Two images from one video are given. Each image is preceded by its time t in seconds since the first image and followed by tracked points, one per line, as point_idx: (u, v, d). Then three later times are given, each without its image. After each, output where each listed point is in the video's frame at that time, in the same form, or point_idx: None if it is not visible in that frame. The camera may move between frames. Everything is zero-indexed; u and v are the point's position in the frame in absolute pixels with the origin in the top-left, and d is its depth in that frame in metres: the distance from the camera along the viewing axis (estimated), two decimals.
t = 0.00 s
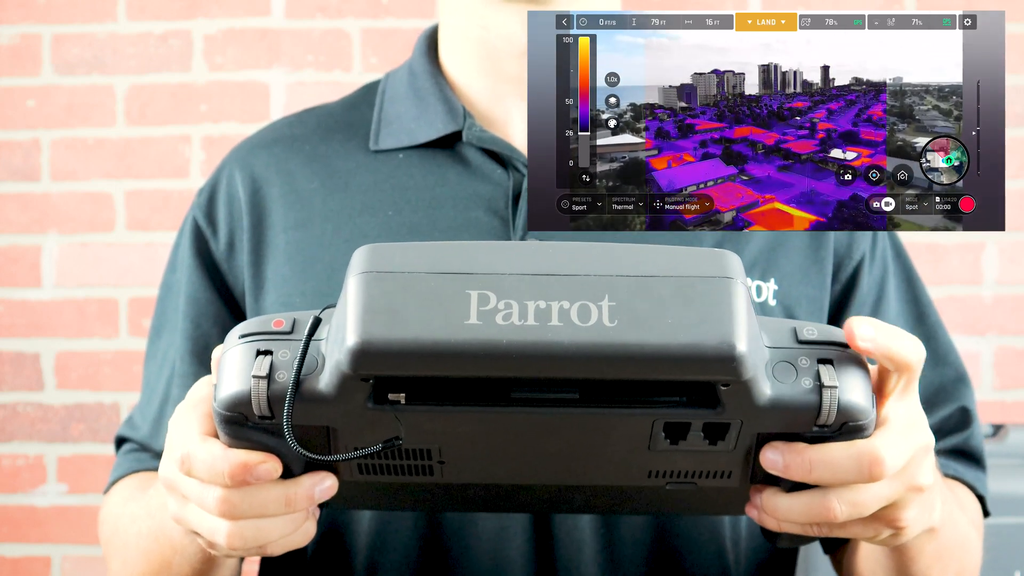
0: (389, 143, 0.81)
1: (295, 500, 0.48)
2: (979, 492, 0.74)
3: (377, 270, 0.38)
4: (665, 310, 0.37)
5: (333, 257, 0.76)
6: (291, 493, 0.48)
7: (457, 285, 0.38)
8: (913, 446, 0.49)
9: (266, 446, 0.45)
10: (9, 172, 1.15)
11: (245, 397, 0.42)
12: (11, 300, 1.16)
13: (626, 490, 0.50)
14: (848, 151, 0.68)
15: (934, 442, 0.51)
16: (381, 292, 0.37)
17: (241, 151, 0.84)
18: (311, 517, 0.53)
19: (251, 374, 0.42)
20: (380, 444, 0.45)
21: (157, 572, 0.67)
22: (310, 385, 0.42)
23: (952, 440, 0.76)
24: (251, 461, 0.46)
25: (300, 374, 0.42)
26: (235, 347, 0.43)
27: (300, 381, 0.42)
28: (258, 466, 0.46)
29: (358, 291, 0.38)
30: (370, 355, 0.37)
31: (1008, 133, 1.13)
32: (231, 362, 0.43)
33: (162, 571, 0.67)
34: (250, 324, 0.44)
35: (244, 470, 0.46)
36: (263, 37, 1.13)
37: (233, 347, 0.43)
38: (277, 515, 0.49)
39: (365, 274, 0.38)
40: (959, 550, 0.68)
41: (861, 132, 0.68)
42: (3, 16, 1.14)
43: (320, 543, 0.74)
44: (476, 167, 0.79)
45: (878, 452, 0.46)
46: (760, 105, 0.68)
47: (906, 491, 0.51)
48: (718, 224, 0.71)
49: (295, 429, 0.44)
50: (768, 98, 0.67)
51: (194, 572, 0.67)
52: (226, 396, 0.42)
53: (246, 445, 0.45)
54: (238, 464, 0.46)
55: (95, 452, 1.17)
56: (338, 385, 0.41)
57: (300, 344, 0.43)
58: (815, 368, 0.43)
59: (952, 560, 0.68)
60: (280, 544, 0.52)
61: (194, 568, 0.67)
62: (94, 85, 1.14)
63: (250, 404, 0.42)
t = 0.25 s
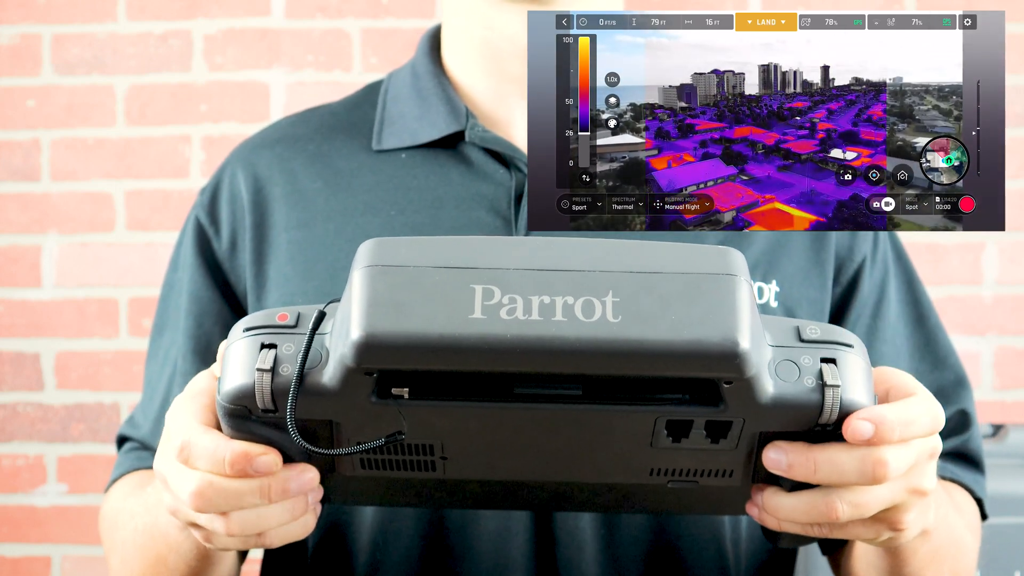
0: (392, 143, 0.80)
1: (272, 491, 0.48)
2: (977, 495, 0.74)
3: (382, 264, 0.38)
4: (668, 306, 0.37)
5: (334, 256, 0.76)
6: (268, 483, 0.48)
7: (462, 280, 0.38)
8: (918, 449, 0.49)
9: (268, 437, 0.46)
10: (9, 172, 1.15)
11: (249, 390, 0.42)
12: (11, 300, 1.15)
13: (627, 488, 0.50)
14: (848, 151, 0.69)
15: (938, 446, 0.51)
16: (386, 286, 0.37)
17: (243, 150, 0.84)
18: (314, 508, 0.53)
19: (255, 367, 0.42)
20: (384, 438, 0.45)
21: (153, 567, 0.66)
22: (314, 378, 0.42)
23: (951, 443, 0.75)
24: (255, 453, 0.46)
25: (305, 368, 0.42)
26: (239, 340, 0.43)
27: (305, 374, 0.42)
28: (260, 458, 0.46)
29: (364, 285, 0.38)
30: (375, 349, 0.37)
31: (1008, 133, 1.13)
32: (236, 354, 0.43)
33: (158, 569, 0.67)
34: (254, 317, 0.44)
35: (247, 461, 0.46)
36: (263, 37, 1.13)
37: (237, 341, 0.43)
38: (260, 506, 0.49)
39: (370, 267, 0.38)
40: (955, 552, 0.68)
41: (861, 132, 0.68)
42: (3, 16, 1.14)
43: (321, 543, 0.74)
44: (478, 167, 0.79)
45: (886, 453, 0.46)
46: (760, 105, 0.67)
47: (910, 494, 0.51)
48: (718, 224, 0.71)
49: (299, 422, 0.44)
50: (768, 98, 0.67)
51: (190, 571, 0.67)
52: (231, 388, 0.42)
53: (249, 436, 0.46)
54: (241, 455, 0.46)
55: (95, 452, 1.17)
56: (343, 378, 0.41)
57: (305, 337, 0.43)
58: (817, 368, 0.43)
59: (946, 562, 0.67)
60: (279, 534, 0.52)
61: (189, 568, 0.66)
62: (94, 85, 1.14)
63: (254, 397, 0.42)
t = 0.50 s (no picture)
0: (394, 142, 0.80)
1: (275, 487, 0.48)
2: (976, 496, 0.74)
3: (386, 268, 0.38)
4: (672, 309, 0.37)
5: (337, 255, 0.76)
6: (270, 478, 0.48)
7: (465, 283, 0.38)
8: (919, 449, 0.49)
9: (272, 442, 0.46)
10: (9, 172, 1.15)
11: (254, 393, 0.42)
12: (11, 300, 1.15)
13: (629, 487, 0.50)
14: (848, 151, 0.69)
15: (939, 446, 0.51)
16: (390, 290, 0.37)
17: (245, 149, 0.84)
18: (315, 510, 0.53)
19: (260, 370, 0.42)
20: (390, 440, 0.45)
21: (147, 568, 0.67)
22: (319, 381, 0.42)
23: (951, 443, 0.75)
24: (235, 447, 0.45)
25: (309, 370, 0.42)
26: (244, 343, 0.44)
27: (309, 377, 0.42)
28: (238, 452, 0.45)
29: (368, 289, 0.38)
30: (378, 353, 0.37)
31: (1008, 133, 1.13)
32: (240, 358, 0.43)
33: (151, 569, 0.67)
34: (259, 320, 0.44)
35: (228, 458, 0.45)
36: (263, 37, 1.13)
37: (241, 343, 0.44)
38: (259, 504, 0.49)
39: (375, 271, 0.38)
40: (954, 552, 0.68)
41: (861, 132, 0.68)
42: (3, 16, 1.14)
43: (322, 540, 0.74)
44: (481, 167, 0.79)
45: (887, 452, 0.46)
46: (760, 105, 0.67)
47: (911, 493, 0.51)
48: (718, 224, 0.71)
49: (304, 424, 0.44)
50: (768, 98, 0.67)
51: (183, 570, 0.67)
52: (235, 391, 0.43)
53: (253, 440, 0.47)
54: (223, 452, 0.45)
55: (95, 452, 1.17)
56: (346, 381, 0.41)
57: (308, 340, 0.43)
58: (819, 367, 0.43)
59: (944, 562, 0.67)
60: (276, 532, 0.52)
61: (181, 567, 0.66)
62: (94, 85, 1.14)
63: (258, 399, 0.42)
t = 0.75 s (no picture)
0: (397, 142, 0.80)
1: (281, 497, 0.48)
2: (975, 498, 0.74)
3: (388, 284, 0.38)
4: (673, 326, 0.38)
5: (339, 257, 0.76)
6: (278, 488, 0.48)
7: (467, 300, 0.38)
8: (920, 458, 0.49)
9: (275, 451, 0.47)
10: (9, 172, 1.15)
11: (257, 404, 0.43)
12: (12, 300, 1.16)
13: (630, 494, 0.50)
14: (848, 151, 0.69)
15: (940, 454, 0.51)
16: (392, 307, 0.38)
17: (248, 149, 0.84)
18: (316, 518, 0.53)
19: (263, 383, 0.43)
20: (391, 453, 0.46)
21: (144, 569, 0.67)
22: (321, 395, 0.43)
23: (950, 446, 0.75)
24: (251, 428, 0.43)
25: (311, 384, 0.43)
26: (246, 355, 0.44)
27: (311, 391, 0.43)
28: (255, 432, 0.43)
29: (369, 306, 0.38)
30: (380, 369, 0.38)
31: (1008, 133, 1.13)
32: (243, 368, 0.44)
33: (148, 571, 0.67)
34: (262, 332, 0.45)
35: (245, 439, 0.43)
36: (263, 37, 1.13)
37: (244, 355, 0.44)
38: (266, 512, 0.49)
39: (376, 287, 0.38)
40: (953, 554, 0.68)
41: (861, 132, 0.68)
42: (3, 16, 1.14)
43: (321, 548, 0.75)
44: (484, 167, 0.78)
45: (887, 464, 0.46)
46: (760, 105, 0.68)
47: (912, 501, 0.51)
48: (719, 224, 0.71)
49: (307, 435, 0.45)
50: (768, 97, 0.67)
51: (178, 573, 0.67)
52: (239, 403, 0.44)
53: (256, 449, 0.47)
54: (239, 433, 0.43)
55: (95, 452, 1.17)
56: (349, 396, 0.41)
57: (311, 353, 0.44)
58: (820, 381, 0.43)
59: (943, 565, 0.68)
60: (280, 540, 0.52)
61: (178, 570, 0.66)
62: (94, 85, 1.14)
63: (261, 411, 0.43)
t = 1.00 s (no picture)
0: (398, 142, 0.80)
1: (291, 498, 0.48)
2: (977, 497, 0.74)
3: (387, 287, 0.38)
4: (670, 327, 0.38)
5: (341, 256, 0.76)
6: (287, 490, 0.48)
7: (466, 302, 0.38)
8: (920, 457, 0.49)
9: (279, 452, 0.48)
10: (9, 172, 1.15)
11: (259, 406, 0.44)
12: (12, 300, 1.16)
13: (632, 494, 0.50)
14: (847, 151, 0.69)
15: (941, 453, 0.51)
16: (392, 310, 0.38)
17: (249, 148, 0.84)
18: (323, 517, 0.53)
19: (264, 384, 0.43)
20: (391, 453, 0.46)
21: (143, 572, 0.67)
22: (322, 396, 0.43)
23: (951, 445, 0.76)
24: (253, 407, 0.43)
25: (313, 386, 0.43)
26: (249, 356, 0.45)
27: (313, 392, 0.43)
28: (257, 410, 0.42)
29: (369, 308, 0.38)
30: (380, 371, 0.38)
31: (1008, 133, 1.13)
32: (246, 369, 0.45)
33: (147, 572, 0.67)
34: (264, 333, 0.45)
35: (246, 417, 0.42)
36: (263, 37, 1.13)
37: (247, 356, 0.45)
38: (276, 514, 0.49)
39: (376, 290, 0.38)
40: (954, 554, 0.68)
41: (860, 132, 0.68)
42: (3, 16, 1.14)
43: (321, 551, 0.76)
44: (484, 167, 0.78)
45: (887, 463, 0.46)
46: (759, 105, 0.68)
47: (913, 499, 0.51)
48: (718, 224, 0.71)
49: (309, 437, 0.45)
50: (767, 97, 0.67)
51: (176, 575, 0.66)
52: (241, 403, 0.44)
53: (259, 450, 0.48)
54: (240, 413, 0.43)
55: (95, 452, 1.17)
56: (349, 398, 0.42)
57: (312, 354, 0.44)
58: (819, 381, 0.43)
59: (944, 564, 0.68)
60: (287, 542, 0.53)
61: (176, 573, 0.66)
62: (94, 86, 1.14)
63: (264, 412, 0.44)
